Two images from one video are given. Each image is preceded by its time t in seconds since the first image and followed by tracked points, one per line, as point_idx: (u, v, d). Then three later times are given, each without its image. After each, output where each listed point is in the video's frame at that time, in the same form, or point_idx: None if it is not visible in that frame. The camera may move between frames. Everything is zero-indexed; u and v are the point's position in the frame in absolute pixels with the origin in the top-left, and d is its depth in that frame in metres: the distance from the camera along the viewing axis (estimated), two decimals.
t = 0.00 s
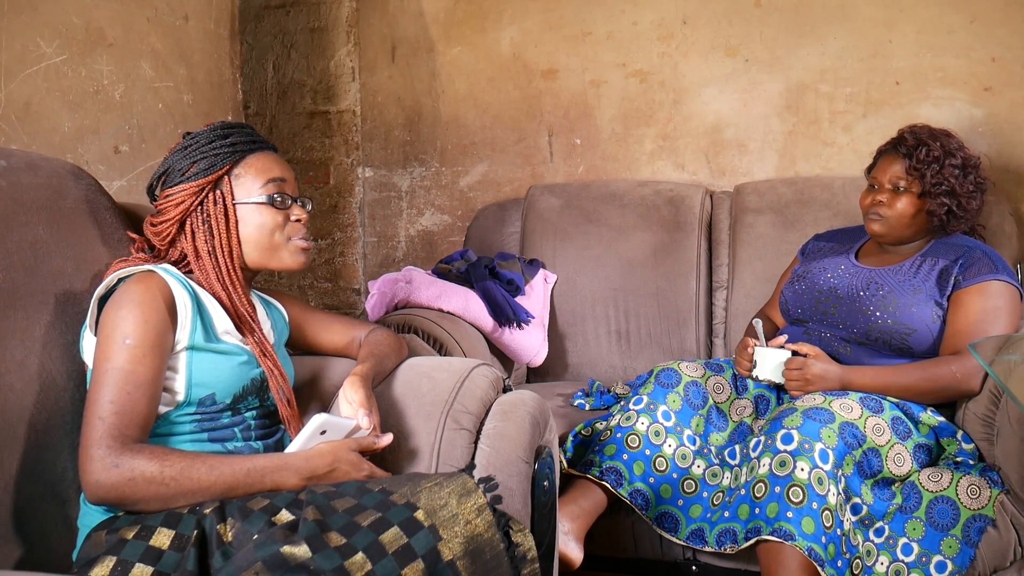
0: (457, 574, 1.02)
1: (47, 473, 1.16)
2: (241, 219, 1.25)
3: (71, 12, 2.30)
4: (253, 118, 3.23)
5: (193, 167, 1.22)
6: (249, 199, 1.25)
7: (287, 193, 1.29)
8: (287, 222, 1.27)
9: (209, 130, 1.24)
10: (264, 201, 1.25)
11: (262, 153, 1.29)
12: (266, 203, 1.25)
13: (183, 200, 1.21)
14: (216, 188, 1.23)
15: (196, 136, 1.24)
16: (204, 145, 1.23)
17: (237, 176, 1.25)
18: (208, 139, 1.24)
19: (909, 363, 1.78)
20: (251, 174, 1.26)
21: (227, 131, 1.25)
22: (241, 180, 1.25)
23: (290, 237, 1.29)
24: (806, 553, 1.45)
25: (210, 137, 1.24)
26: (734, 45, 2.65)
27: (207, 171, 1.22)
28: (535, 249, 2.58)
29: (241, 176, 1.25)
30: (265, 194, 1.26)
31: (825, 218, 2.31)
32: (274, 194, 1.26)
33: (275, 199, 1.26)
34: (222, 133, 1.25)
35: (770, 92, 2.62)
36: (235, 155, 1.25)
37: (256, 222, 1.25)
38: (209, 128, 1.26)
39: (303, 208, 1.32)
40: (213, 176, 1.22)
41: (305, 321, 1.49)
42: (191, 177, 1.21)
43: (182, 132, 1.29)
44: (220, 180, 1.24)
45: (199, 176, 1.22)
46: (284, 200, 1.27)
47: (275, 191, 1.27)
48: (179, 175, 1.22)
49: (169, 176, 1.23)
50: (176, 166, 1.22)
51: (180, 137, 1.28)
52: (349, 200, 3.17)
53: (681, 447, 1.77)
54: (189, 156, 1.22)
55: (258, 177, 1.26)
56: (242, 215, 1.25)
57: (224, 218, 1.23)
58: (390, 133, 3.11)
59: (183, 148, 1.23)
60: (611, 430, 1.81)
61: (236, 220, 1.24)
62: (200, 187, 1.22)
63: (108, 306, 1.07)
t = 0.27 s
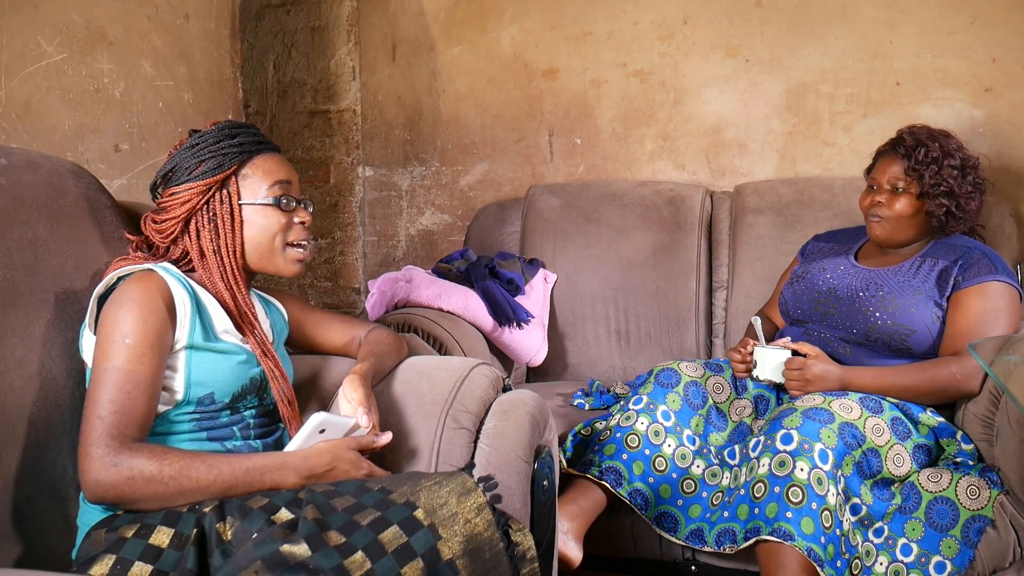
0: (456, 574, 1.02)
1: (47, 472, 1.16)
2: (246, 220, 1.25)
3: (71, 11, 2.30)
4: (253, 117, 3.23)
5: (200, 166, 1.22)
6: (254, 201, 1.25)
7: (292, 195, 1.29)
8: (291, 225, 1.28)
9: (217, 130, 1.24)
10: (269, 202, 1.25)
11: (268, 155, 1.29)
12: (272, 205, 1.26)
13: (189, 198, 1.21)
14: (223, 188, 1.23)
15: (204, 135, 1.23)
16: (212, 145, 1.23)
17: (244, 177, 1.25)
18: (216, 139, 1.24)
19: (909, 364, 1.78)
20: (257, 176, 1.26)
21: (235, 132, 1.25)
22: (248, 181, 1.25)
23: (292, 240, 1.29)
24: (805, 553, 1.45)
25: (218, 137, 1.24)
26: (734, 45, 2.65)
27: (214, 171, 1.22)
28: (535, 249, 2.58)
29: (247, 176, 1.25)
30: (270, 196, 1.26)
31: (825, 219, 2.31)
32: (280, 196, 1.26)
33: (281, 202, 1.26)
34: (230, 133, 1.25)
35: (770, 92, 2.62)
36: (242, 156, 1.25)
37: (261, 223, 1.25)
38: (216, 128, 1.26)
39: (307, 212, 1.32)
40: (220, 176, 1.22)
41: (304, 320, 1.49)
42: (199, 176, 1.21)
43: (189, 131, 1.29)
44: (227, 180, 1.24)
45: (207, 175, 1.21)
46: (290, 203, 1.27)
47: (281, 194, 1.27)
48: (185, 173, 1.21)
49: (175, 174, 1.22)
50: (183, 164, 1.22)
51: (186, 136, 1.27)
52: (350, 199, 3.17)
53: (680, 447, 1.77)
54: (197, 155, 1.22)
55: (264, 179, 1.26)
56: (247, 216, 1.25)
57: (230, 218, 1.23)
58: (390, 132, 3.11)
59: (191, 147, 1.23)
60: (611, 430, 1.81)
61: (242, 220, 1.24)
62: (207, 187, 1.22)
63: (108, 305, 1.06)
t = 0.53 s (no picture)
0: (456, 573, 1.02)
1: (47, 471, 1.16)
2: (254, 221, 1.25)
3: (71, 10, 2.30)
4: (253, 117, 3.23)
5: (211, 165, 1.22)
6: (263, 202, 1.25)
7: (300, 199, 1.29)
8: (297, 228, 1.28)
9: (229, 130, 1.24)
10: (278, 204, 1.25)
11: (279, 157, 1.29)
12: (281, 207, 1.26)
13: (198, 196, 1.21)
14: (232, 188, 1.23)
15: (217, 134, 1.23)
16: (223, 144, 1.23)
17: (254, 177, 1.25)
18: (228, 139, 1.23)
19: (909, 364, 1.78)
20: (267, 177, 1.26)
21: (246, 133, 1.25)
22: (257, 182, 1.25)
23: (298, 243, 1.29)
24: (805, 553, 1.45)
25: (229, 137, 1.24)
26: (734, 45, 2.65)
27: (225, 171, 1.21)
28: (535, 249, 2.58)
29: (257, 177, 1.25)
30: (279, 198, 1.26)
31: (825, 219, 2.31)
32: (288, 199, 1.26)
33: (289, 205, 1.26)
34: (241, 134, 1.25)
35: (770, 92, 2.62)
36: (253, 156, 1.25)
37: (269, 224, 1.25)
38: (228, 128, 1.26)
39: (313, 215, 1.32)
40: (230, 176, 1.22)
41: (304, 319, 1.49)
42: (209, 175, 1.21)
43: (201, 129, 1.29)
44: (237, 180, 1.24)
45: (217, 175, 1.21)
46: (298, 206, 1.27)
47: (289, 196, 1.27)
48: (196, 171, 1.21)
49: (184, 171, 1.22)
50: (193, 163, 1.22)
51: (197, 134, 1.27)
52: (350, 199, 3.18)
53: (680, 447, 1.77)
54: (208, 154, 1.22)
55: (274, 180, 1.26)
56: (255, 217, 1.25)
57: (238, 218, 1.23)
58: (390, 132, 3.11)
59: (202, 145, 1.23)
60: (611, 430, 1.81)
61: (249, 221, 1.24)
62: (216, 186, 1.22)
63: (109, 304, 1.06)
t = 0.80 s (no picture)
0: (456, 573, 1.02)
1: (47, 470, 1.16)
2: (254, 220, 1.25)
3: (71, 9, 2.29)
4: (253, 116, 3.22)
5: (211, 164, 1.22)
6: (263, 201, 1.25)
7: (299, 197, 1.29)
8: (297, 227, 1.28)
9: (228, 129, 1.24)
10: (278, 203, 1.26)
11: (277, 155, 1.29)
12: (281, 206, 1.26)
13: (198, 196, 1.21)
14: (232, 187, 1.23)
15: (216, 133, 1.23)
16: (223, 143, 1.23)
17: (254, 176, 1.25)
18: (227, 138, 1.23)
19: (909, 363, 1.78)
20: (267, 175, 1.26)
21: (245, 132, 1.25)
22: (258, 180, 1.25)
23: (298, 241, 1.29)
24: (805, 552, 1.45)
25: (229, 136, 1.24)
26: (734, 45, 2.65)
27: (225, 170, 1.21)
28: (535, 248, 2.58)
29: (257, 176, 1.25)
30: (279, 196, 1.26)
31: (825, 218, 2.31)
32: (288, 198, 1.27)
33: (289, 203, 1.26)
34: (240, 133, 1.25)
35: (770, 92, 2.62)
36: (253, 155, 1.25)
37: (270, 223, 1.25)
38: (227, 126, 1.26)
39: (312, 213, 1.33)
40: (230, 175, 1.22)
41: (304, 319, 1.49)
42: (209, 174, 1.21)
43: (199, 128, 1.29)
44: (237, 179, 1.24)
45: (217, 174, 1.21)
46: (298, 205, 1.28)
47: (289, 195, 1.27)
48: (195, 170, 1.21)
49: (184, 170, 1.22)
50: (193, 162, 1.22)
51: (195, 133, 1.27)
52: (349, 198, 3.18)
53: (680, 446, 1.77)
54: (208, 153, 1.22)
55: (274, 179, 1.26)
56: (256, 215, 1.25)
57: (238, 217, 1.23)
58: (390, 131, 3.11)
59: (202, 144, 1.23)
60: (611, 429, 1.81)
61: (250, 220, 1.24)
62: (217, 185, 1.22)
63: (109, 304, 1.06)
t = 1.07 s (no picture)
0: (455, 572, 1.02)
1: (47, 470, 1.16)
2: (257, 222, 1.25)
3: (70, 9, 2.29)
4: (253, 116, 3.22)
5: (214, 165, 1.21)
6: (266, 203, 1.25)
7: (303, 200, 1.29)
8: (300, 229, 1.28)
9: (232, 130, 1.24)
10: (281, 206, 1.26)
11: (281, 157, 1.29)
12: (283, 208, 1.26)
13: (201, 197, 1.21)
14: (236, 189, 1.23)
15: (220, 134, 1.23)
16: (227, 145, 1.23)
17: (258, 178, 1.25)
18: (231, 139, 1.23)
19: (909, 362, 1.78)
20: (270, 178, 1.26)
21: (249, 134, 1.25)
22: (261, 183, 1.25)
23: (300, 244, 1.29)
24: (804, 552, 1.45)
25: (232, 137, 1.23)
26: (734, 44, 2.65)
27: (229, 171, 1.21)
28: (534, 248, 2.58)
29: (260, 178, 1.25)
30: (282, 199, 1.26)
31: (825, 218, 2.31)
32: (291, 201, 1.27)
33: (292, 206, 1.26)
34: (244, 134, 1.25)
35: (770, 91, 2.62)
36: (257, 157, 1.25)
37: (273, 225, 1.25)
38: (230, 128, 1.26)
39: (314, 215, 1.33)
40: (233, 177, 1.22)
41: (304, 319, 1.49)
42: (212, 176, 1.21)
43: (202, 129, 1.29)
44: (241, 180, 1.24)
45: (221, 175, 1.21)
46: (301, 207, 1.28)
47: (292, 198, 1.27)
48: (199, 171, 1.21)
49: (187, 172, 1.22)
50: (197, 163, 1.21)
51: (198, 134, 1.26)
52: (350, 198, 3.18)
53: (680, 446, 1.77)
54: (212, 154, 1.22)
55: (277, 181, 1.26)
56: (259, 217, 1.25)
57: (241, 219, 1.23)
58: (390, 131, 3.11)
59: (206, 145, 1.23)
60: (610, 429, 1.81)
61: (253, 222, 1.24)
62: (220, 187, 1.21)
63: (111, 304, 1.06)
